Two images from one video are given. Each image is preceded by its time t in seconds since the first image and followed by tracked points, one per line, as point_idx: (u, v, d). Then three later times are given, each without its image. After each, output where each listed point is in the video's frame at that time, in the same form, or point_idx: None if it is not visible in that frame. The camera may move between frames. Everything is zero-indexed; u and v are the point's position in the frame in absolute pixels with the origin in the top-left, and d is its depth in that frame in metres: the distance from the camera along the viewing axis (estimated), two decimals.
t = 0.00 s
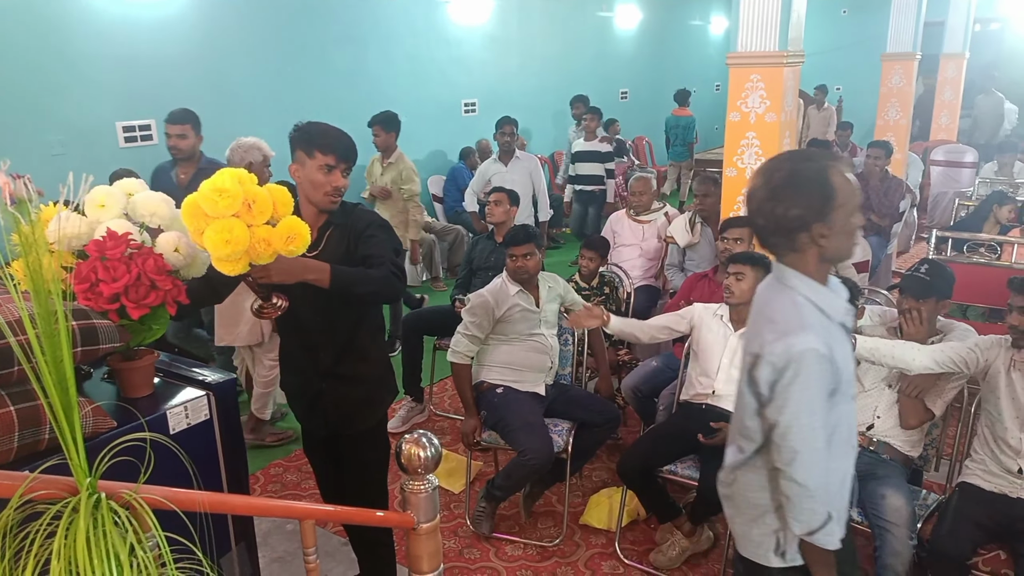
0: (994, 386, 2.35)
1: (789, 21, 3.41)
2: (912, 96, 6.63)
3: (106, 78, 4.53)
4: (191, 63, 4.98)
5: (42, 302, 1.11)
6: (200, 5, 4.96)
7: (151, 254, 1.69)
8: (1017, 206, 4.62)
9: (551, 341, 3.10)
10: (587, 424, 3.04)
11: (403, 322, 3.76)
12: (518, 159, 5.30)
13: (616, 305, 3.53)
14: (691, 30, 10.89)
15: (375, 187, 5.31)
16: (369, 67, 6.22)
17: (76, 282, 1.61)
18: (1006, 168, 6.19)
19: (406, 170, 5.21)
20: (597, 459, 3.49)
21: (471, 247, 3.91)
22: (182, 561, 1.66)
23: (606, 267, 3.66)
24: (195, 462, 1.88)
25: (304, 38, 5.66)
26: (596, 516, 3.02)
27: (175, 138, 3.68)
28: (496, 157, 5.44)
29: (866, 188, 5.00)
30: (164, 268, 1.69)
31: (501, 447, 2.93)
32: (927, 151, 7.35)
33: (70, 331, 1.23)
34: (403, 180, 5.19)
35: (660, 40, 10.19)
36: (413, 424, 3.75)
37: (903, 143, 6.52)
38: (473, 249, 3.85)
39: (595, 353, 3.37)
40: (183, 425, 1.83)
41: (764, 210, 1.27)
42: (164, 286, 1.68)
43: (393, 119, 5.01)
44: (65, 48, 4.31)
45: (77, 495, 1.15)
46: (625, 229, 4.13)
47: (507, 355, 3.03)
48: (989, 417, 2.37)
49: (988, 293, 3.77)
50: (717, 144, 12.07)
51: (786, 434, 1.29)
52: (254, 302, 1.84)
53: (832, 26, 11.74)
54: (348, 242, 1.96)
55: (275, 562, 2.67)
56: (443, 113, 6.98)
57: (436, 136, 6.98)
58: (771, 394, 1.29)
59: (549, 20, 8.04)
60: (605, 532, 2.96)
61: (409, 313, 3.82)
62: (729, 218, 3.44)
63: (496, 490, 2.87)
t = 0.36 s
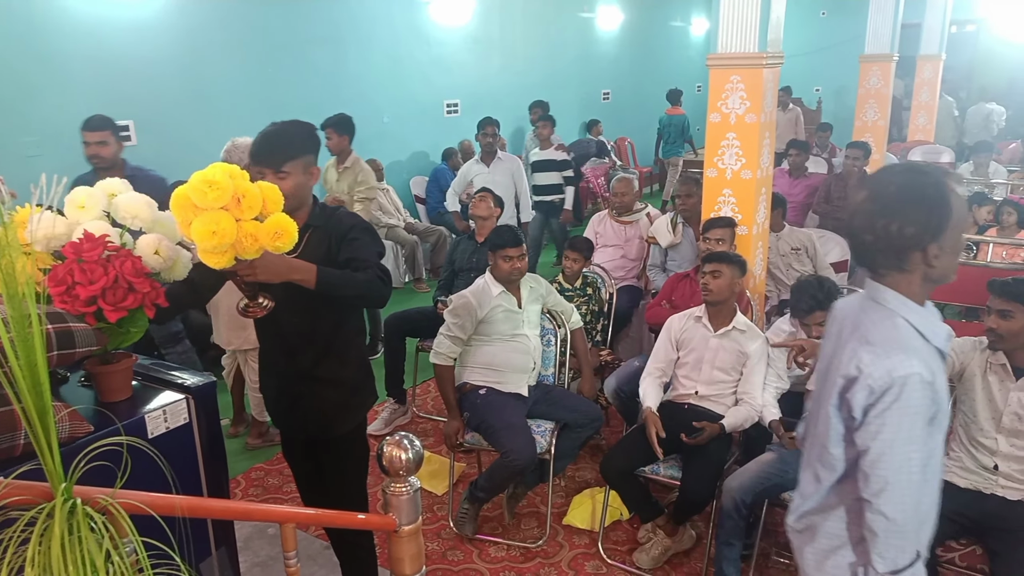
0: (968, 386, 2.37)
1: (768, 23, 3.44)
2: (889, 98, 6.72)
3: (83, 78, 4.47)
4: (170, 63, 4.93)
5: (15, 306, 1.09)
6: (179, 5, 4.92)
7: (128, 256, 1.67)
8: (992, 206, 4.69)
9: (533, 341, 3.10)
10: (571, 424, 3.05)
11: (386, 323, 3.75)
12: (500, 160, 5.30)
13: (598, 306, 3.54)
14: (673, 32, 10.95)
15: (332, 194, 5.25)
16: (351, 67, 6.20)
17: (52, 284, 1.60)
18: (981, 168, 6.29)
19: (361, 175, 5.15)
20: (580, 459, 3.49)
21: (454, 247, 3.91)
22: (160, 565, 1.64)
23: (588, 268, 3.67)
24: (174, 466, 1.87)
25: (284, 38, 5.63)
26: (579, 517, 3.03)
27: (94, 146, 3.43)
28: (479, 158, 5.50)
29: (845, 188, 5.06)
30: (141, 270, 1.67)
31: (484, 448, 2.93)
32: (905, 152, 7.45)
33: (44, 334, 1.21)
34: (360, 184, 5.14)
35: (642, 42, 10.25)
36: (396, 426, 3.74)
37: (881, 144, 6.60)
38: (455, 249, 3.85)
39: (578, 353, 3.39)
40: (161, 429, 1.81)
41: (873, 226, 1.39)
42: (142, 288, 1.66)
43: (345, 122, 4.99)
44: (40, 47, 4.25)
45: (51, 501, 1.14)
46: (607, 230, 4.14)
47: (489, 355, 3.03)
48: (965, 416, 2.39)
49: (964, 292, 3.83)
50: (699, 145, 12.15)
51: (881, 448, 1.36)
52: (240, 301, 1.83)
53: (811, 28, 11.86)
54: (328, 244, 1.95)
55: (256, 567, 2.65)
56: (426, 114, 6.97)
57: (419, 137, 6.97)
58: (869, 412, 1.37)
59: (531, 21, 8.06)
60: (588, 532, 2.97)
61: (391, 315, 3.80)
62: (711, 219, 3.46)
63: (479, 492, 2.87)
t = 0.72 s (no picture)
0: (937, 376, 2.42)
1: (741, 19, 3.46)
2: (861, 93, 6.80)
3: (51, 76, 4.38)
4: (142, 60, 4.85)
5: None
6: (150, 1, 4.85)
7: (99, 256, 1.64)
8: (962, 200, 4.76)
9: (512, 339, 3.10)
10: (550, 420, 3.06)
11: (364, 322, 3.73)
12: (476, 157, 5.29)
13: (577, 301, 3.55)
14: (648, 28, 10.99)
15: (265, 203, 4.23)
16: (326, 64, 6.15)
17: (20, 285, 1.56)
18: (951, 162, 6.39)
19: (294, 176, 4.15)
20: (560, 454, 3.50)
21: (431, 244, 3.89)
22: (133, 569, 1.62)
23: (567, 263, 3.67)
24: (146, 469, 1.84)
25: (258, 35, 5.57)
26: (560, 512, 3.04)
27: None
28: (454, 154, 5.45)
29: (819, 183, 5.11)
30: (112, 270, 1.64)
31: (464, 445, 2.93)
32: (877, 147, 7.54)
33: (10, 335, 1.18)
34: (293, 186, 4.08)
35: (618, 38, 10.27)
36: (376, 424, 3.73)
37: (853, 139, 6.67)
38: (433, 246, 3.83)
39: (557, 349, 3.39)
40: (134, 431, 1.79)
41: (974, 209, 1.36)
42: (113, 289, 1.64)
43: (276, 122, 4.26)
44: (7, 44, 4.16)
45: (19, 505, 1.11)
46: (585, 226, 4.14)
47: (469, 353, 3.03)
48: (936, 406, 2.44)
49: (935, 284, 3.90)
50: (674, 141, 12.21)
51: (988, 427, 1.30)
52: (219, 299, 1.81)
53: (784, 25, 11.96)
54: (300, 242, 1.94)
55: (234, 569, 2.63)
56: (402, 111, 6.94)
57: (395, 134, 6.93)
58: (979, 391, 1.31)
59: (507, 18, 8.04)
60: (568, 527, 2.98)
61: (369, 313, 3.78)
62: (688, 214, 3.48)
63: (459, 489, 2.87)
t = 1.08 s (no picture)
0: (913, 372, 2.50)
1: (721, 18, 3.48)
2: (840, 92, 6.86)
3: (27, 77, 4.33)
4: (119, 61, 4.80)
5: None
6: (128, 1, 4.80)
7: (76, 260, 1.61)
8: (941, 197, 4.82)
9: (496, 339, 3.10)
10: (534, 420, 3.06)
11: (346, 324, 3.70)
12: (459, 158, 5.28)
13: (561, 301, 3.55)
14: (630, 28, 11.03)
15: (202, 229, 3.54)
16: (308, 65, 6.11)
17: None
18: (929, 160, 6.46)
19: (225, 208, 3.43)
20: (545, 455, 3.50)
21: (414, 244, 3.87)
22: None
23: (550, 263, 3.67)
24: (126, 475, 1.82)
25: (238, 36, 5.53)
26: (545, 513, 3.04)
27: None
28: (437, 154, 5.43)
29: (800, 182, 5.14)
30: (89, 274, 1.61)
31: (449, 446, 2.92)
32: (856, 146, 7.61)
33: None
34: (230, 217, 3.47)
35: (600, 38, 10.30)
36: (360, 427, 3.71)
37: (833, 138, 6.73)
38: (415, 246, 3.82)
39: (541, 349, 3.39)
40: (113, 436, 1.76)
41: None
42: (88, 293, 1.60)
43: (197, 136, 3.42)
44: None
45: None
46: (568, 226, 4.14)
47: (454, 354, 3.02)
48: (914, 402, 2.49)
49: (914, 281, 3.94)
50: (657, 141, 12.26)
51: None
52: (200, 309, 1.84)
53: (764, 25, 12.05)
54: (275, 245, 1.92)
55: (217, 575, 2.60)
56: (384, 112, 6.92)
57: (378, 135, 6.92)
58: None
59: (489, 18, 8.04)
60: (554, 527, 2.98)
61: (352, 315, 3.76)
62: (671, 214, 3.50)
63: (444, 491, 2.86)
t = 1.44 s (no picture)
0: (889, 381, 2.52)
1: (699, 32, 3.52)
2: (817, 105, 6.96)
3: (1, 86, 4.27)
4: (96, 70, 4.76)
5: None
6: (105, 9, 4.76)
7: (47, 273, 1.59)
8: (915, 208, 4.89)
9: (477, 350, 3.09)
10: (514, 431, 3.05)
11: (325, 336, 3.68)
12: (440, 168, 5.29)
13: (540, 312, 3.56)
14: (610, 40, 11.12)
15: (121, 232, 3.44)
16: (288, 76, 6.10)
17: None
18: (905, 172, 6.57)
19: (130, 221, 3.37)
20: (525, 465, 3.50)
21: (394, 254, 3.87)
22: None
23: (530, 274, 3.68)
24: (96, 491, 1.79)
25: (218, 45, 5.51)
26: (524, 524, 3.03)
27: None
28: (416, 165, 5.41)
29: (777, 193, 5.19)
30: (60, 287, 1.59)
31: (427, 458, 2.91)
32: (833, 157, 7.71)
33: None
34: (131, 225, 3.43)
35: (581, 50, 10.37)
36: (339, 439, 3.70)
37: (810, 150, 6.82)
38: (394, 256, 3.81)
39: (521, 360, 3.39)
40: (83, 451, 1.74)
41: None
42: (59, 306, 1.58)
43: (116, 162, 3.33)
44: None
45: None
46: (549, 236, 4.15)
47: (434, 365, 3.01)
48: (890, 411, 2.52)
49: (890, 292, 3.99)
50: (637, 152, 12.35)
51: None
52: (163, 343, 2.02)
53: (742, 38, 12.21)
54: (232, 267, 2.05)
55: None
56: (365, 122, 6.91)
57: (358, 146, 6.91)
58: None
59: (470, 29, 8.08)
60: (533, 538, 2.97)
61: (331, 326, 3.74)
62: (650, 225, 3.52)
63: (423, 503, 2.84)
